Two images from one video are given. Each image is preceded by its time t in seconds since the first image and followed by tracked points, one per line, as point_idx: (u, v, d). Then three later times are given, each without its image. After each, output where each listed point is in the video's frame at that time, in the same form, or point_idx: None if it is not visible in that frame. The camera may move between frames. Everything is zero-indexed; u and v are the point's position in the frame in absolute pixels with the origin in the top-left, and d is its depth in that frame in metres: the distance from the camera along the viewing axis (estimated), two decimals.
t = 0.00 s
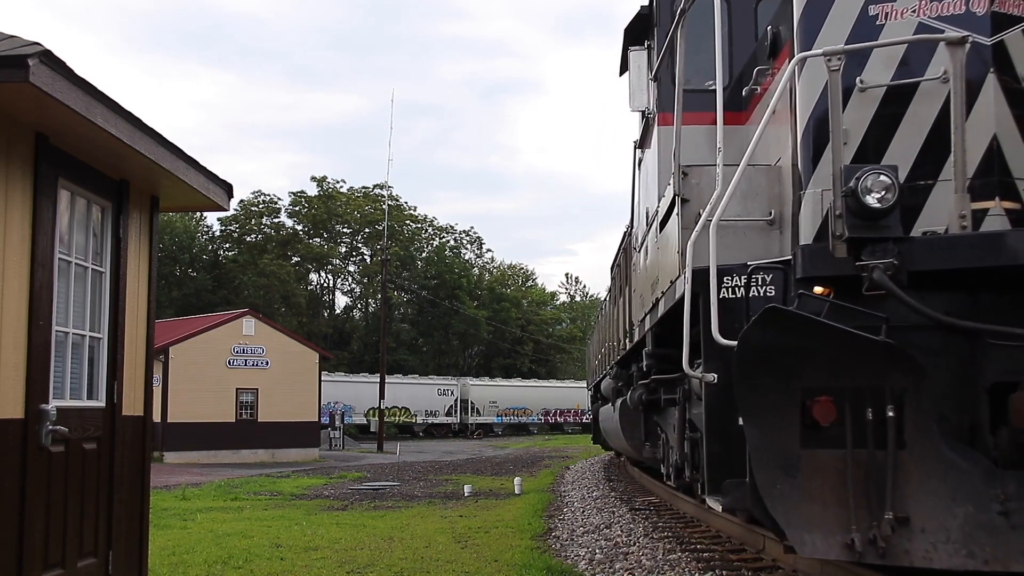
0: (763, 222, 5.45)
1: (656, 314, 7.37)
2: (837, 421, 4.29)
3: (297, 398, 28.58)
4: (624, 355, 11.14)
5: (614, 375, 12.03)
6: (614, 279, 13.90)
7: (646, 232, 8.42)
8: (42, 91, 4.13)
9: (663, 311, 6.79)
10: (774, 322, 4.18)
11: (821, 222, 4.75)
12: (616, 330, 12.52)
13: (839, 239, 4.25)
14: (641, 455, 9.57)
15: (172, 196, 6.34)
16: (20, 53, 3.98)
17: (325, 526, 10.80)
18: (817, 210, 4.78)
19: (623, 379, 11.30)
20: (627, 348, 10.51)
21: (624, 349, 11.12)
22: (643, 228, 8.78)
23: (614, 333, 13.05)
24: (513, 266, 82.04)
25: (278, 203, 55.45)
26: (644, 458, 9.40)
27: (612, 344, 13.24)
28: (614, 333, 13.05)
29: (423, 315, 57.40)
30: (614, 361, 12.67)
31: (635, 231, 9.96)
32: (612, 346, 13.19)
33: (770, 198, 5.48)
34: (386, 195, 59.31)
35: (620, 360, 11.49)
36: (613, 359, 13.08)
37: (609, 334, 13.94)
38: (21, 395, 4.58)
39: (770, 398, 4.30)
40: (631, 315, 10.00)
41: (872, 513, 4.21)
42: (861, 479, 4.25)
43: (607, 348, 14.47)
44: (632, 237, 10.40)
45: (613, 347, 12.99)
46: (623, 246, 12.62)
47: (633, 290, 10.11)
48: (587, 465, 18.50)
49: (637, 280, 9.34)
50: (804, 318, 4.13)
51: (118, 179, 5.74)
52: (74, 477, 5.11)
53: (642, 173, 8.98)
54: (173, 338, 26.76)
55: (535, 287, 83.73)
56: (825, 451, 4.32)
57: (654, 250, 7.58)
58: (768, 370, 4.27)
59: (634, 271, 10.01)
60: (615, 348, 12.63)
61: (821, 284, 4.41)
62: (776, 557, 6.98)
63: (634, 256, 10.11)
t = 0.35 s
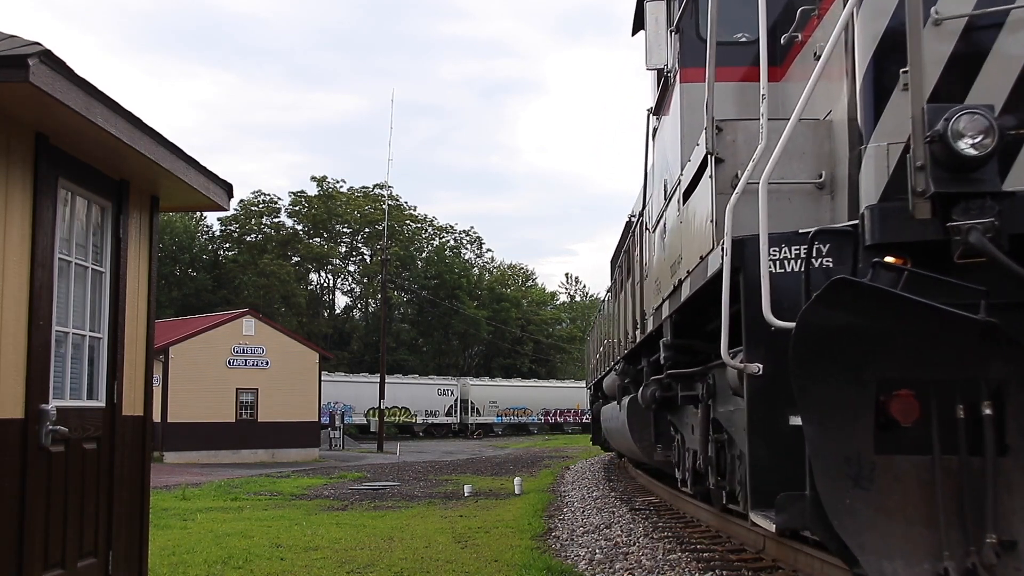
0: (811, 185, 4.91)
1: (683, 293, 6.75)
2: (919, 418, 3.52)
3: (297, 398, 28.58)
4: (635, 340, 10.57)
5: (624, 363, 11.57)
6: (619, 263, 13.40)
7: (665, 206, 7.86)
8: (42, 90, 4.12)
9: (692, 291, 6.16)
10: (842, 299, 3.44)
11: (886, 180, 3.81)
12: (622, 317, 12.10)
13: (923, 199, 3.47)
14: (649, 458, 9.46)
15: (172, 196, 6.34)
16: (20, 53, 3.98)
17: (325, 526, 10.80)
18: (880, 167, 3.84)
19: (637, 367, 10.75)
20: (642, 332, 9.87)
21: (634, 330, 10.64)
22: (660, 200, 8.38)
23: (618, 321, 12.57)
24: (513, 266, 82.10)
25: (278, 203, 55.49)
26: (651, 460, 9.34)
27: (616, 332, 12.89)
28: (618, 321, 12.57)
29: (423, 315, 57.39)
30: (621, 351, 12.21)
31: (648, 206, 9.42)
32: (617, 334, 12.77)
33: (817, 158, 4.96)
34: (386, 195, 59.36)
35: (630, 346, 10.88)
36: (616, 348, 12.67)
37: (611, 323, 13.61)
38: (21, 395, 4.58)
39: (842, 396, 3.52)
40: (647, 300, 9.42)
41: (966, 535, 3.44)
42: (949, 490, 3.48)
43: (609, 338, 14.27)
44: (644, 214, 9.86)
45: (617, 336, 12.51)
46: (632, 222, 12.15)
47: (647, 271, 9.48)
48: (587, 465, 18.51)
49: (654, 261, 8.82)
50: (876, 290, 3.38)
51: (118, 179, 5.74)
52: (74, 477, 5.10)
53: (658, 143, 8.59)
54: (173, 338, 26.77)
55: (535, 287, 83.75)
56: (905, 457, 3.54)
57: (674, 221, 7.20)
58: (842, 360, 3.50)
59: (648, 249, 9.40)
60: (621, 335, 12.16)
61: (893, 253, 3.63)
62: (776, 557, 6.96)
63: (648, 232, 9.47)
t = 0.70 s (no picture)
0: (883, 133, 4.18)
1: (715, 275, 5.88)
2: None
3: (297, 398, 28.58)
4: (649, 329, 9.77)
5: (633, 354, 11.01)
6: (622, 258, 13.30)
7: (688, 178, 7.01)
8: (42, 90, 4.13)
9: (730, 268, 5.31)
10: (951, 263, 2.74)
11: (991, 114, 3.27)
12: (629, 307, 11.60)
13: None
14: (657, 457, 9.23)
15: (172, 196, 6.34)
16: (20, 53, 3.98)
17: (325, 526, 10.81)
18: (982, 98, 3.34)
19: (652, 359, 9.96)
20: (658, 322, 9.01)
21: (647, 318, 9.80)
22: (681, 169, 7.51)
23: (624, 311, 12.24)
24: (513, 266, 82.14)
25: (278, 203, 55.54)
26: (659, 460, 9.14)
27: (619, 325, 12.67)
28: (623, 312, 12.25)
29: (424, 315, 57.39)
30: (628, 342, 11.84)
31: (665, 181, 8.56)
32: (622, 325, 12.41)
33: (893, 100, 4.17)
34: (386, 195, 59.40)
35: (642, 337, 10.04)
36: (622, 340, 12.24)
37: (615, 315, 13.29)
38: (21, 394, 4.58)
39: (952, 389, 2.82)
40: (664, 285, 8.59)
41: None
42: None
43: (608, 338, 14.21)
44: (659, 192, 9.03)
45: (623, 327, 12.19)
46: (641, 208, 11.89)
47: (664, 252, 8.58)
48: (587, 465, 18.53)
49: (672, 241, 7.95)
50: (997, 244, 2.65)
51: (118, 179, 5.74)
52: (74, 476, 5.10)
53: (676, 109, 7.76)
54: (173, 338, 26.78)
55: (535, 287, 83.74)
56: None
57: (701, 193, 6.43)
58: (950, 337, 2.80)
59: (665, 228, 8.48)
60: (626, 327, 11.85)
61: (1005, 208, 2.88)
62: (775, 557, 6.97)
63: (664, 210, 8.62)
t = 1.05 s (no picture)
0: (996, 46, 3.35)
1: (760, 243, 4.86)
2: None
3: (297, 397, 28.58)
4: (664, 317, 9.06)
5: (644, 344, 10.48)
6: (628, 248, 13.11)
7: (720, 135, 6.04)
8: (42, 90, 4.13)
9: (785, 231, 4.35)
10: None
11: None
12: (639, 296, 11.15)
13: None
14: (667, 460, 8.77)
15: (173, 196, 6.34)
16: (21, 53, 3.98)
17: (325, 526, 10.81)
18: None
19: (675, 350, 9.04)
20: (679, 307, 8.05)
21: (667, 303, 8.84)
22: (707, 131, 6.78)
23: (631, 300, 11.94)
24: (513, 266, 82.18)
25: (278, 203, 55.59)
26: (670, 463, 8.62)
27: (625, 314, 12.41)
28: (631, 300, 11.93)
29: (424, 315, 57.40)
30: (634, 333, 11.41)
31: (686, 151, 7.90)
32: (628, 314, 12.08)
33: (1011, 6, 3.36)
34: (386, 196, 59.46)
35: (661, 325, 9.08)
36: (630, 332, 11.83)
37: (620, 306, 12.97)
38: (21, 394, 4.58)
39: None
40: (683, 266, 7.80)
41: None
42: None
43: (608, 339, 14.23)
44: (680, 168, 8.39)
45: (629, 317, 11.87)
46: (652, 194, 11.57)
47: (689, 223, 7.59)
48: (587, 465, 18.55)
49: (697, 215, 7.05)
50: None
51: (118, 178, 5.74)
52: (74, 476, 5.10)
53: (703, 63, 6.87)
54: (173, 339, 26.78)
55: (535, 287, 83.75)
56: None
57: (740, 150, 5.44)
58: None
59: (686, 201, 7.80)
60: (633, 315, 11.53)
61: None
62: (775, 557, 6.97)
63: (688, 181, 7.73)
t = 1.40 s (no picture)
0: None
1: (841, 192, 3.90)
2: None
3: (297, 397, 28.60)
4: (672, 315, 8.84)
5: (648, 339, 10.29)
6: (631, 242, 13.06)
7: (769, 74, 5.16)
8: (42, 89, 4.13)
9: (883, 169, 3.43)
10: None
11: None
12: (643, 289, 11.04)
13: None
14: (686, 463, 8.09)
15: (173, 196, 6.33)
16: (21, 53, 3.98)
17: (325, 526, 10.81)
18: None
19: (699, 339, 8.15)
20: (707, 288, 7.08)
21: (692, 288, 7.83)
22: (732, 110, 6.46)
23: (633, 293, 11.84)
24: (513, 266, 82.23)
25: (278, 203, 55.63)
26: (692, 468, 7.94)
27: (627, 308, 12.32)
28: (633, 295, 11.84)
29: (424, 315, 57.40)
30: (637, 328, 11.29)
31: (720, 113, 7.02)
32: (631, 308, 11.98)
33: None
34: (386, 195, 59.50)
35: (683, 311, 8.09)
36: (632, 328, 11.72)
37: (622, 300, 12.88)
38: (21, 394, 4.58)
39: None
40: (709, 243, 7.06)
41: None
42: None
43: (609, 334, 14.23)
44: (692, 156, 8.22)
45: (632, 312, 11.76)
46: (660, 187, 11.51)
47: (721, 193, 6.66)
48: (587, 465, 18.55)
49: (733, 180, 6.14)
50: None
51: (118, 178, 5.74)
52: (74, 476, 5.10)
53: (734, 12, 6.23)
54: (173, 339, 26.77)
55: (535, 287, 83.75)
56: None
57: (804, 88, 4.53)
58: None
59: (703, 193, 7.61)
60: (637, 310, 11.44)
61: None
62: (775, 557, 6.97)
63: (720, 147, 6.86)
